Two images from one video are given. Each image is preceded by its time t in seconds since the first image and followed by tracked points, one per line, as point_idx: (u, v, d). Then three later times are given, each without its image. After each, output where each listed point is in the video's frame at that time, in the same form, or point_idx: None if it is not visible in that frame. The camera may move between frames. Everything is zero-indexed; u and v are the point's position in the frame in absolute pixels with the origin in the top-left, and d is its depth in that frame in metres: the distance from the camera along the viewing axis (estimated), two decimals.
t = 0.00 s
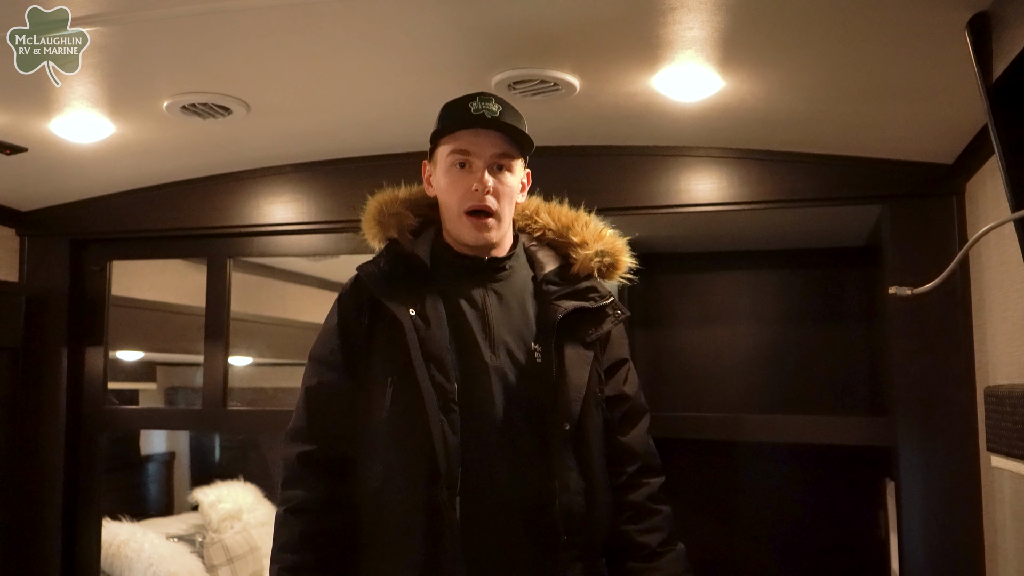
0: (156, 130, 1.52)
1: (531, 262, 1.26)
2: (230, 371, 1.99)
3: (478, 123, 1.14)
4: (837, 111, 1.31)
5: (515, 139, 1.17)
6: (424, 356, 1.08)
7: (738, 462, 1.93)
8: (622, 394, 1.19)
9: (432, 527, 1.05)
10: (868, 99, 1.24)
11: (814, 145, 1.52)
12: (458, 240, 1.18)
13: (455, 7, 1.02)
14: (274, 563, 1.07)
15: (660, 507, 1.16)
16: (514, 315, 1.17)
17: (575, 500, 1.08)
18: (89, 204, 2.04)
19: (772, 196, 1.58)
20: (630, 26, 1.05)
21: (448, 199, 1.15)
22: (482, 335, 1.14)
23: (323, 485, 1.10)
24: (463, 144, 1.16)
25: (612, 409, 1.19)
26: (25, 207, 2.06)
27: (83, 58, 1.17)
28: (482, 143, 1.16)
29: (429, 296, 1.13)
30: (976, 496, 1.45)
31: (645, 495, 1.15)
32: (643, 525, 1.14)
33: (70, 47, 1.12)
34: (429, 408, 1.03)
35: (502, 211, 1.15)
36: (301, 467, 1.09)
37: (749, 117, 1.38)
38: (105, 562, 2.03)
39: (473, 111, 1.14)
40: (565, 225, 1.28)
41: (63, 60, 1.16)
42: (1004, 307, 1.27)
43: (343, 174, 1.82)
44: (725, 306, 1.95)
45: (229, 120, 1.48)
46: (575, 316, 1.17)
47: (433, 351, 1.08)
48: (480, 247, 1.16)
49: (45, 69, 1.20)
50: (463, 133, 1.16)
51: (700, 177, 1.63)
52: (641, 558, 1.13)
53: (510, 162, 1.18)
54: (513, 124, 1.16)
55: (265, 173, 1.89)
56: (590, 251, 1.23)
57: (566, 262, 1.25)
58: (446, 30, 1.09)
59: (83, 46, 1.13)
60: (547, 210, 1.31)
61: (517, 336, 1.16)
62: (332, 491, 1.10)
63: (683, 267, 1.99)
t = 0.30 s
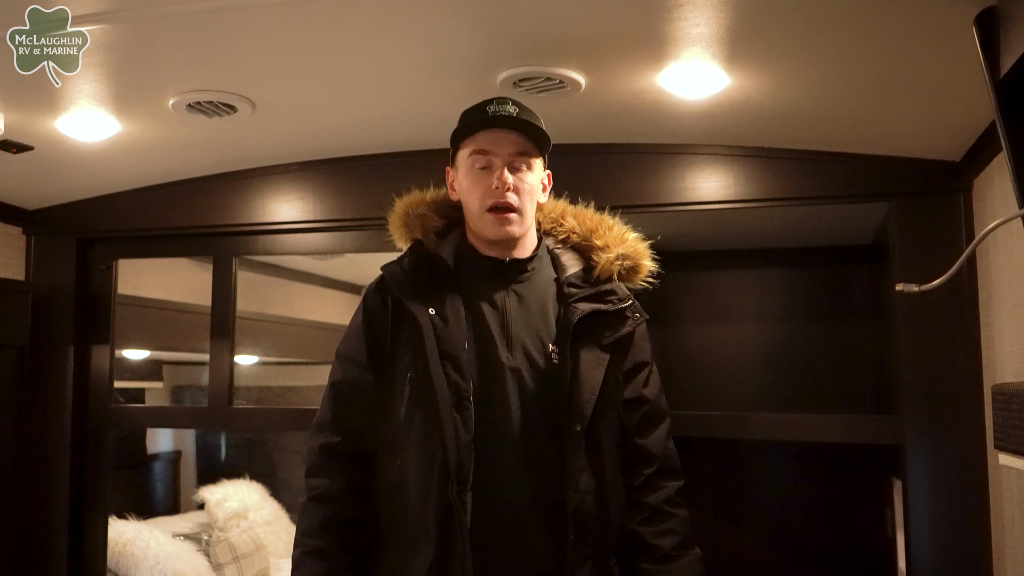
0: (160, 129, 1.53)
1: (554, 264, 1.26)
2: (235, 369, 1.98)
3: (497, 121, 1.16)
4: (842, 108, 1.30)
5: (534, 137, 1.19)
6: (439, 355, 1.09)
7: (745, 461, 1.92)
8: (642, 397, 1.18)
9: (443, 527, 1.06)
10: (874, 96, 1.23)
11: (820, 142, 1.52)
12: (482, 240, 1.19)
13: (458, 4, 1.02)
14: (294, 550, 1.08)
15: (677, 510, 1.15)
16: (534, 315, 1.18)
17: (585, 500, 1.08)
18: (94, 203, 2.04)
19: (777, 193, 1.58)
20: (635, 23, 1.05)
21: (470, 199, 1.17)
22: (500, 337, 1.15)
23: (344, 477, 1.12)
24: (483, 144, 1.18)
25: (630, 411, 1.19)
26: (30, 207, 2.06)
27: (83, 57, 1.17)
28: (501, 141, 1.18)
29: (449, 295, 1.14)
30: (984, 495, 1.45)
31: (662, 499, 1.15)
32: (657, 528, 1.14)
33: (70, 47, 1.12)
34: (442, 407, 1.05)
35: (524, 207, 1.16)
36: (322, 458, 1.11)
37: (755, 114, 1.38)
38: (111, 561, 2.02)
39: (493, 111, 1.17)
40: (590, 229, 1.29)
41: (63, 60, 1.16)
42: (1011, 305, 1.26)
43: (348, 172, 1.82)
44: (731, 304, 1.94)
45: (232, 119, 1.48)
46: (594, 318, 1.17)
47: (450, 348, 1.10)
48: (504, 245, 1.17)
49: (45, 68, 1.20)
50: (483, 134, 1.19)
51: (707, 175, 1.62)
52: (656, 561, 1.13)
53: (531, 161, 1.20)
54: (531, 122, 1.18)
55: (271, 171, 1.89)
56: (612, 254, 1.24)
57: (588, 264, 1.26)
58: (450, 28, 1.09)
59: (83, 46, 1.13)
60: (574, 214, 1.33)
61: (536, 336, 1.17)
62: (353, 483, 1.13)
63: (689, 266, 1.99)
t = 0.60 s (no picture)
0: (162, 130, 1.53)
1: (566, 269, 1.26)
2: (241, 369, 1.99)
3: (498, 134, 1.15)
4: (847, 106, 1.30)
5: (541, 145, 1.18)
6: (445, 355, 1.09)
7: (751, 460, 1.92)
8: (653, 400, 1.18)
9: (448, 521, 1.05)
10: (880, 94, 1.23)
11: (825, 141, 1.52)
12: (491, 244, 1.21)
13: (461, 4, 1.02)
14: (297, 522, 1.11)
15: (686, 512, 1.15)
16: (545, 318, 1.18)
17: (590, 500, 1.08)
18: (98, 204, 2.05)
19: (783, 192, 1.58)
20: (639, 22, 1.04)
21: (475, 206, 1.18)
22: (508, 340, 1.15)
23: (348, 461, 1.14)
24: (488, 153, 1.18)
25: (640, 412, 1.19)
26: (34, 208, 2.07)
27: (83, 57, 1.17)
28: (505, 150, 1.17)
29: (458, 298, 1.15)
30: (991, 494, 1.44)
31: (670, 500, 1.15)
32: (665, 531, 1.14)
33: (70, 47, 1.12)
34: (444, 405, 1.06)
35: (527, 216, 1.16)
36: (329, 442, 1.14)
37: (760, 113, 1.37)
38: (117, 561, 2.02)
39: (495, 123, 1.16)
40: (603, 233, 1.28)
41: (63, 60, 1.16)
42: (1019, 303, 1.26)
43: (353, 172, 1.82)
44: (737, 303, 1.94)
45: (235, 119, 1.48)
46: (603, 320, 1.16)
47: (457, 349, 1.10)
48: (510, 251, 1.18)
49: (45, 69, 1.20)
50: (488, 143, 1.18)
51: (711, 174, 1.62)
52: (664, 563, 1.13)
53: (538, 167, 1.19)
54: (535, 131, 1.16)
55: (275, 172, 1.89)
56: (623, 257, 1.23)
57: (599, 268, 1.25)
58: (453, 27, 1.09)
59: (83, 46, 1.13)
60: (588, 218, 1.32)
61: (545, 339, 1.16)
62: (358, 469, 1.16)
63: (695, 265, 1.98)
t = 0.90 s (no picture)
0: (166, 130, 1.52)
1: (580, 270, 1.26)
2: (246, 369, 1.98)
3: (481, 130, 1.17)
4: (854, 104, 1.29)
5: (530, 139, 1.17)
6: (453, 350, 1.09)
7: (757, 460, 1.91)
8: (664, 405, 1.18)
9: (450, 520, 1.04)
10: (887, 92, 1.22)
11: (835, 140, 1.51)
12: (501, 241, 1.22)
13: (466, 2, 1.01)
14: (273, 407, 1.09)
15: (696, 521, 1.14)
16: (557, 318, 1.18)
17: (593, 502, 1.08)
18: (103, 204, 2.05)
19: (789, 190, 1.57)
20: (646, 20, 1.04)
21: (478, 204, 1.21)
22: (516, 341, 1.15)
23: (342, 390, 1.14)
24: (485, 152, 1.20)
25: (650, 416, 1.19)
26: (38, 208, 2.07)
27: (83, 57, 1.17)
28: (498, 147, 1.19)
29: (468, 296, 1.15)
30: (999, 494, 1.43)
31: (679, 507, 1.15)
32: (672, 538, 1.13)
33: (70, 47, 1.12)
34: (449, 400, 1.06)
35: (515, 210, 1.16)
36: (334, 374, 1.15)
37: (766, 111, 1.37)
38: (123, 562, 2.04)
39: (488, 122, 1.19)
40: (619, 237, 1.29)
41: (63, 61, 1.15)
42: None
43: (358, 172, 1.82)
44: (742, 302, 1.93)
45: (239, 119, 1.48)
46: (613, 322, 1.16)
47: (466, 345, 1.09)
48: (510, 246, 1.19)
49: (46, 69, 1.19)
50: (487, 142, 1.21)
51: (717, 172, 1.62)
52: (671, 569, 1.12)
53: (533, 162, 1.18)
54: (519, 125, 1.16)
55: (280, 172, 1.89)
56: (636, 262, 1.24)
57: (613, 271, 1.25)
58: (458, 26, 1.08)
59: (83, 46, 1.12)
60: (606, 222, 1.33)
61: (555, 340, 1.16)
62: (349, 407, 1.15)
63: (700, 265, 1.98)
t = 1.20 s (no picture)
0: (174, 130, 1.52)
1: (606, 273, 1.25)
2: (258, 369, 1.98)
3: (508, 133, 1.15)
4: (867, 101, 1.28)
5: (558, 141, 1.15)
6: (469, 344, 1.05)
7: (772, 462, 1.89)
8: (684, 411, 1.18)
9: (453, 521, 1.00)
10: (902, 88, 1.21)
11: (847, 137, 1.49)
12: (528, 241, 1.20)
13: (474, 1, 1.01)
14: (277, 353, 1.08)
15: (712, 529, 1.14)
16: (579, 320, 1.16)
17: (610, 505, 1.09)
18: (112, 205, 2.05)
19: (802, 189, 1.56)
20: (656, 17, 1.03)
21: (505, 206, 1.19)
22: (538, 336, 1.12)
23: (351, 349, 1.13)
24: (511, 153, 1.18)
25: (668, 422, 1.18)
26: (49, 209, 2.07)
27: (85, 58, 1.16)
28: (525, 149, 1.16)
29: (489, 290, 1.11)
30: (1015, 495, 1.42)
31: (695, 516, 1.14)
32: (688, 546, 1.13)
33: (71, 47, 1.11)
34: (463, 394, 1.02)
35: (544, 213, 1.14)
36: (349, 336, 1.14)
37: (778, 109, 1.35)
38: (134, 562, 2.03)
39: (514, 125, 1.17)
40: (646, 242, 1.28)
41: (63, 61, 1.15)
42: None
43: (369, 172, 1.82)
44: (755, 301, 1.92)
45: (248, 119, 1.48)
46: (638, 325, 1.14)
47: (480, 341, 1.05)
48: (538, 248, 1.17)
49: (46, 68, 1.19)
50: (513, 143, 1.18)
51: (730, 171, 1.60)
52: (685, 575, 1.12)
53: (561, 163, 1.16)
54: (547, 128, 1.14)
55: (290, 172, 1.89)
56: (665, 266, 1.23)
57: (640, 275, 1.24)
58: (466, 24, 1.08)
59: (83, 46, 1.12)
60: (633, 226, 1.32)
61: (578, 340, 1.14)
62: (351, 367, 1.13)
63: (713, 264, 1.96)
